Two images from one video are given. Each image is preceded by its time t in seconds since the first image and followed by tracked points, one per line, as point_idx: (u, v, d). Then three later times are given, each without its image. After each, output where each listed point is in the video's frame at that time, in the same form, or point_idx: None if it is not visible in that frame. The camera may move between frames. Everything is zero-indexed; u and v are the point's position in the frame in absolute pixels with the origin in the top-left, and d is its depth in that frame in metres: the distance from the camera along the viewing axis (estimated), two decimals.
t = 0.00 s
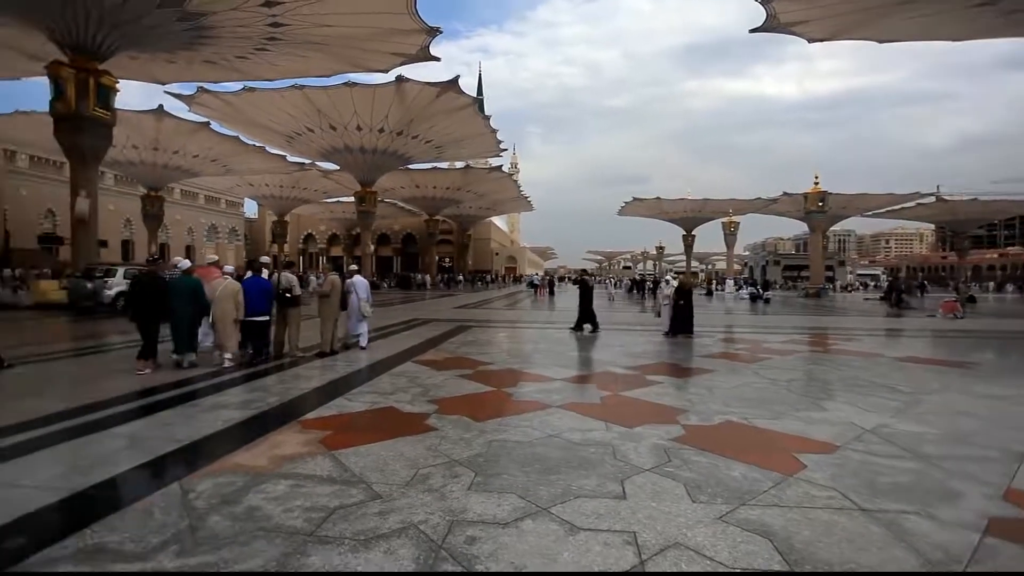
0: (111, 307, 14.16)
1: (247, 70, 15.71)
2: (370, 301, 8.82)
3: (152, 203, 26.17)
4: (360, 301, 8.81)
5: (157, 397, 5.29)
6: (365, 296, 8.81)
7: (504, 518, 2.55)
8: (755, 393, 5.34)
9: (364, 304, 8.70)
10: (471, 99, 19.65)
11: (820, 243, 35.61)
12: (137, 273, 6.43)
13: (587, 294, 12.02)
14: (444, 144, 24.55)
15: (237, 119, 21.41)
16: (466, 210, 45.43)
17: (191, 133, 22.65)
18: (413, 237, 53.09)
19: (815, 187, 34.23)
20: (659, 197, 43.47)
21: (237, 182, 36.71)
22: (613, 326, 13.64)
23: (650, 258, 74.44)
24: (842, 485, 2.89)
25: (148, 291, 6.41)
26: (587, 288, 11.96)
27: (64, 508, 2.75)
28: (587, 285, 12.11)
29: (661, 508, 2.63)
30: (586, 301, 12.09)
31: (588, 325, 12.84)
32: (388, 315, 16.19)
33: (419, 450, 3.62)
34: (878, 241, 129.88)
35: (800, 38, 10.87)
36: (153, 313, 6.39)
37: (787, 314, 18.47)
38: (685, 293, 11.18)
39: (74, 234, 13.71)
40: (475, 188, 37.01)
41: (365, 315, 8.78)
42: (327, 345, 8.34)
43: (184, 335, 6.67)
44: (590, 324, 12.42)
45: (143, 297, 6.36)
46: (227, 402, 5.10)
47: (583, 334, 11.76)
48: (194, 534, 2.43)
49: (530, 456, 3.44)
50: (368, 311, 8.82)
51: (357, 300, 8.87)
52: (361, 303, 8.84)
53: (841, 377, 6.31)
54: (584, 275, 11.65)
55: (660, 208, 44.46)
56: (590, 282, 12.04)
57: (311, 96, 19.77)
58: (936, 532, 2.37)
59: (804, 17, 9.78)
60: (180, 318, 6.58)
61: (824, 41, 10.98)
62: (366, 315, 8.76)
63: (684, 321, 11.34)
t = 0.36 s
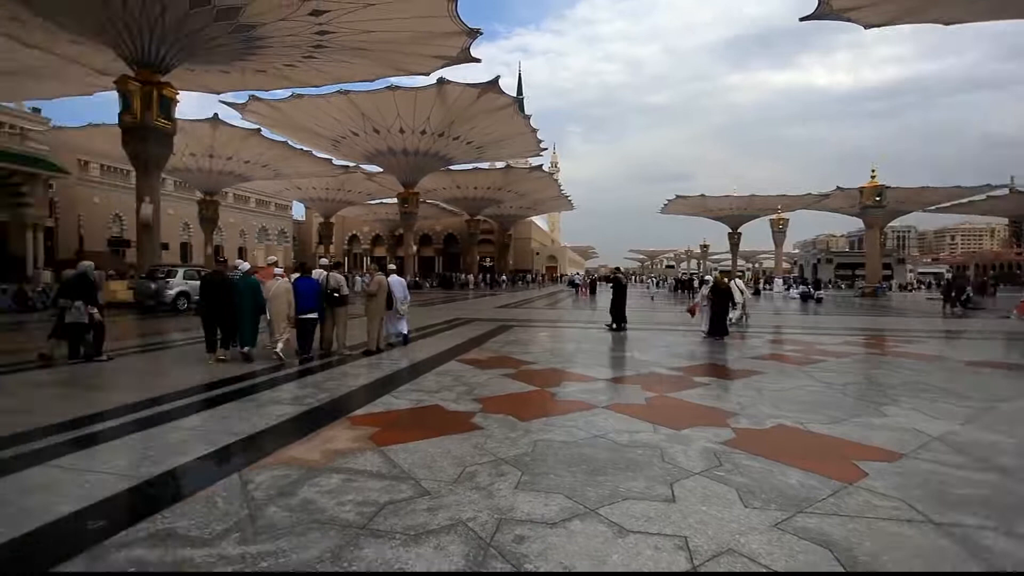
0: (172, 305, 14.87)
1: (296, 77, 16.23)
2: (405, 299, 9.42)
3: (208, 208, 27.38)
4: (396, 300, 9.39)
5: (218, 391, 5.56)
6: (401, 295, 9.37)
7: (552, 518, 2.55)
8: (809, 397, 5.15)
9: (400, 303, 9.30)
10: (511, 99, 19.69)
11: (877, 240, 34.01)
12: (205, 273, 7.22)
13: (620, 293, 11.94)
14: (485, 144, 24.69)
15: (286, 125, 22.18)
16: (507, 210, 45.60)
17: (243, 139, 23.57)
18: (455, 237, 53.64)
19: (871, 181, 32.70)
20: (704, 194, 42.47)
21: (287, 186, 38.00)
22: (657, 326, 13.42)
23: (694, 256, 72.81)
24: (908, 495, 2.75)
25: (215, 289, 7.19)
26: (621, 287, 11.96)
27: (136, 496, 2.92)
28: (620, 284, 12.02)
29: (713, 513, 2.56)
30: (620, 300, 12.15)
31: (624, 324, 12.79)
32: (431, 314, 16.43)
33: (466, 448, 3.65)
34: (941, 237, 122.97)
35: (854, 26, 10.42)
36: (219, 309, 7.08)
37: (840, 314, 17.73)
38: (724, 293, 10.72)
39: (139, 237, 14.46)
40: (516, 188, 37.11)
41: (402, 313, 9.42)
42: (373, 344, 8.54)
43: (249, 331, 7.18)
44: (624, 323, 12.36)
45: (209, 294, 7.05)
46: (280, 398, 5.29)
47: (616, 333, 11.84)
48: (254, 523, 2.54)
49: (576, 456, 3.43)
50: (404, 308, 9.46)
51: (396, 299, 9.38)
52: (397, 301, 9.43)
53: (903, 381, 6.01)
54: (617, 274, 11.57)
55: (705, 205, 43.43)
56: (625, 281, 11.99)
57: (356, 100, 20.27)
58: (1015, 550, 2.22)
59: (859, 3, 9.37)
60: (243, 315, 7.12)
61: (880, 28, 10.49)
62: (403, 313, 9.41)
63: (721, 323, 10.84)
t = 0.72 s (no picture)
0: (225, 303, 16.15)
1: (342, 82, 16.66)
2: (444, 298, 9.63)
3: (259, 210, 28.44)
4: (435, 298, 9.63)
5: (272, 385, 5.78)
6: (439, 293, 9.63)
7: (599, 520, 2.52)
8: (866, 404, 4.92)
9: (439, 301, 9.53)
10: (552, 99, 19.62)
11: (939, 239, 32.22)
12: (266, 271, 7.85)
13: (652, 294, 11.83)
14: (525, 145, 24.70)
15: (333, 130, 22.81)
16: (547, 210, 45.50)
17: (292, 143, 24.36)
18: (495, 238, 53.91)
19: (932, 176, 31.00)
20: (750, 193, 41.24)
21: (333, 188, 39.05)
22: (701, 328, 13.12)
23: (739, 257, 70.82)
24: (980, 512, 2.59)
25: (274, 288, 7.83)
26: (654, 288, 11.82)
27: (196, 485, 3.06)
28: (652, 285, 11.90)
29: (765, 521, 2.49)
30: (653, 301, 12.03)
31: (652, 326, 12.73)
32: (472, 314, 16.56)
33: (511, 448, 3.66)
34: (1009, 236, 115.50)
35: (914, 14, 9.89)
36: (278, 306, 7.69)
37: (897, 317, 16.88)
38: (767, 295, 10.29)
39: (195, 238, 15.14)
40: (556, 189, 36.99)
41: (441, 311, 9.66)
42: (416, 343, 8.67)
43: (303, 327, 7.79)
44: (652, 325, 12.31)
45: (270, 292, 7.66)
46: (328, 394, 5.45)
47: (647, 334, 11.73)
48: (308, 515, 2.62)
49: (622, 458, 3.39)
50: (443, 307, 9.68)
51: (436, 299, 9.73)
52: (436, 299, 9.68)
53: (970, 390, 5.66)
54: (649, 275, 11.45)
55: (751, 204, 42.17)
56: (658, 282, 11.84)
57: (399, 103, 20.65)
58: None
59: None
60: (299, 311, 7.73)
61: (942, 14, 9.93)
62: (442, 312, 9.66)
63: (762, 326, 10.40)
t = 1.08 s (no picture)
0: (279, 304, 16.69)
1: (389, 87, 17.01)
2: (489, 298, 9.72)
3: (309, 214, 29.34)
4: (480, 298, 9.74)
5: (325, 383, 5.97)
6: (484, 293, 9.73)
7: (650, 524, 2.48)
8: (935, 412, 4.65)
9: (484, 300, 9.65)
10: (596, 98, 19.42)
11: (1013, 236, 30.09)
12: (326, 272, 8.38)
13: (687, 294, 11.74)
14: (569, 144, 24.55)
15: (380, 133, 23.35)
16: (590, 210, 45.10)
17: (340, 147, 25.06)
18: (538, 238, 53.84)
19: (1006, 169, 28.99)
20: (803, 189, 39.65)
21: (379, 191, 39.95)
22: (751, 330, 12.71)
23: (791, 256, 68.24)
24: None
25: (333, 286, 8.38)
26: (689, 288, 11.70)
27: (254, 477, 3.19)
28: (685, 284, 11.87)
29: (828, 532, 2.39)
30: (688, 301, 11.91)
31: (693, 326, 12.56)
32: (516, 314, 16.59)
33: (558, 448, 3.65)
34: None
35: None
36: (336, 304, 8.22)
37: (966, 319, 15.85)
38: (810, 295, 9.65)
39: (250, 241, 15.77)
40: (599, 188, 36.62)
41: (486, 311, 9.74)
42: (462, 343, 8.77)
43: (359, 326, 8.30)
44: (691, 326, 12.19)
45: (329, 292, 8.18)
46: (377, 392, 5.57)
47: (682, 334, 11.64)
48: (362, 509, 2.69)
49: (673, 461, 3.33)
50: (487, 306, 9.76)
51: (481, 299, 9.82)
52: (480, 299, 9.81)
53: None
54: (682, 275, 11.42)
55: (804, 201, 40.54)
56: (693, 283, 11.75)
57: (444, 106, 20.93)
58: None
59: None
60: (356, 310, 8.28)
61: None
62: (487, 311, 9.75)
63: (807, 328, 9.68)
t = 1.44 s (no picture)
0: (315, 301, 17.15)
1: (423, 87, 17.18)
2: (523, 295, 9.86)
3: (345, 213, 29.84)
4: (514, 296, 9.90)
5: (362, 379, 6.09)
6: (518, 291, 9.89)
7: (691, 527, 2.43)
8: (993, 418, 4.41)
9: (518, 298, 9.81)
10: (630, 93, 19.15)
11: None
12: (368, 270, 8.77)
13: (715, 293, 11.66)
14: (602, 141, 24.31)
15: (415, 133, 23.65)
16: (623, 207, 44.56)
17: (375, 147, 25.46)
18: (570, 236, 53.52)
19: None
20: (846, 184, 38.24)
21: (413, 190, 40.38)
22: (792, 330, 12.32)
23: (833, 253, 65.94)
24: None
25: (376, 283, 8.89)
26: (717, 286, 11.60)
27: (295, 470, 3.27)
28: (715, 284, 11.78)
29: (880, 541, 2.29)
30: (716, 299, 11.76)
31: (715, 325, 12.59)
32: (549, 313, 16.54)
33: (595, 448, 3.62)
34: None
35: None
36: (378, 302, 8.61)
37: None
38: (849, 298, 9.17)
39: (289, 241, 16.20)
40: (633, 185, 36.14)
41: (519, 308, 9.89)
42: (495, 341, 8.81)
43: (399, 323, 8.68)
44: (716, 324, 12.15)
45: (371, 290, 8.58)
46: (413, 389, 5.63)
47: (710, 333, 11.53)
48: (401, 504, 2.72)
49: (713, 464, 3.25)
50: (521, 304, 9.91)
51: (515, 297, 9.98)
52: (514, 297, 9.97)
53: None
54: (712, 271, 11.40)
55: (848, 196, 39.09)
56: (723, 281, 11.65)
57: (477, 105, 21.04)
58: None
59: None
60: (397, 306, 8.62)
61: None
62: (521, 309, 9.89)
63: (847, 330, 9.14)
